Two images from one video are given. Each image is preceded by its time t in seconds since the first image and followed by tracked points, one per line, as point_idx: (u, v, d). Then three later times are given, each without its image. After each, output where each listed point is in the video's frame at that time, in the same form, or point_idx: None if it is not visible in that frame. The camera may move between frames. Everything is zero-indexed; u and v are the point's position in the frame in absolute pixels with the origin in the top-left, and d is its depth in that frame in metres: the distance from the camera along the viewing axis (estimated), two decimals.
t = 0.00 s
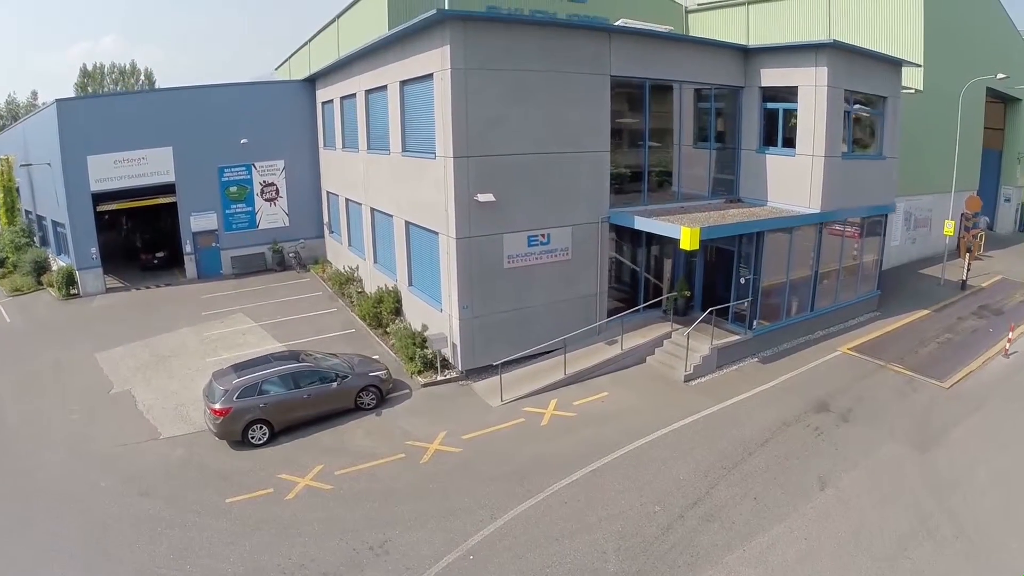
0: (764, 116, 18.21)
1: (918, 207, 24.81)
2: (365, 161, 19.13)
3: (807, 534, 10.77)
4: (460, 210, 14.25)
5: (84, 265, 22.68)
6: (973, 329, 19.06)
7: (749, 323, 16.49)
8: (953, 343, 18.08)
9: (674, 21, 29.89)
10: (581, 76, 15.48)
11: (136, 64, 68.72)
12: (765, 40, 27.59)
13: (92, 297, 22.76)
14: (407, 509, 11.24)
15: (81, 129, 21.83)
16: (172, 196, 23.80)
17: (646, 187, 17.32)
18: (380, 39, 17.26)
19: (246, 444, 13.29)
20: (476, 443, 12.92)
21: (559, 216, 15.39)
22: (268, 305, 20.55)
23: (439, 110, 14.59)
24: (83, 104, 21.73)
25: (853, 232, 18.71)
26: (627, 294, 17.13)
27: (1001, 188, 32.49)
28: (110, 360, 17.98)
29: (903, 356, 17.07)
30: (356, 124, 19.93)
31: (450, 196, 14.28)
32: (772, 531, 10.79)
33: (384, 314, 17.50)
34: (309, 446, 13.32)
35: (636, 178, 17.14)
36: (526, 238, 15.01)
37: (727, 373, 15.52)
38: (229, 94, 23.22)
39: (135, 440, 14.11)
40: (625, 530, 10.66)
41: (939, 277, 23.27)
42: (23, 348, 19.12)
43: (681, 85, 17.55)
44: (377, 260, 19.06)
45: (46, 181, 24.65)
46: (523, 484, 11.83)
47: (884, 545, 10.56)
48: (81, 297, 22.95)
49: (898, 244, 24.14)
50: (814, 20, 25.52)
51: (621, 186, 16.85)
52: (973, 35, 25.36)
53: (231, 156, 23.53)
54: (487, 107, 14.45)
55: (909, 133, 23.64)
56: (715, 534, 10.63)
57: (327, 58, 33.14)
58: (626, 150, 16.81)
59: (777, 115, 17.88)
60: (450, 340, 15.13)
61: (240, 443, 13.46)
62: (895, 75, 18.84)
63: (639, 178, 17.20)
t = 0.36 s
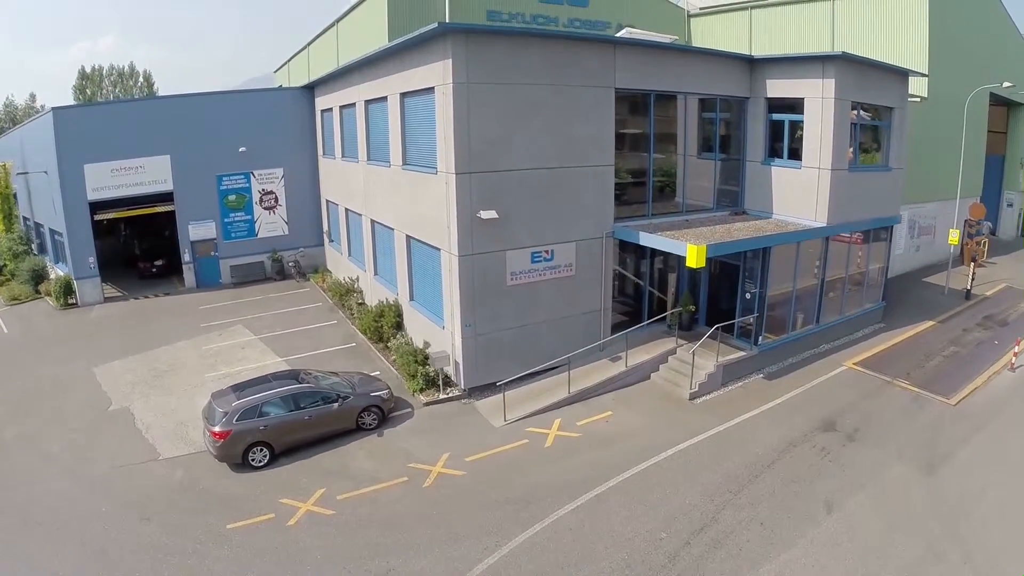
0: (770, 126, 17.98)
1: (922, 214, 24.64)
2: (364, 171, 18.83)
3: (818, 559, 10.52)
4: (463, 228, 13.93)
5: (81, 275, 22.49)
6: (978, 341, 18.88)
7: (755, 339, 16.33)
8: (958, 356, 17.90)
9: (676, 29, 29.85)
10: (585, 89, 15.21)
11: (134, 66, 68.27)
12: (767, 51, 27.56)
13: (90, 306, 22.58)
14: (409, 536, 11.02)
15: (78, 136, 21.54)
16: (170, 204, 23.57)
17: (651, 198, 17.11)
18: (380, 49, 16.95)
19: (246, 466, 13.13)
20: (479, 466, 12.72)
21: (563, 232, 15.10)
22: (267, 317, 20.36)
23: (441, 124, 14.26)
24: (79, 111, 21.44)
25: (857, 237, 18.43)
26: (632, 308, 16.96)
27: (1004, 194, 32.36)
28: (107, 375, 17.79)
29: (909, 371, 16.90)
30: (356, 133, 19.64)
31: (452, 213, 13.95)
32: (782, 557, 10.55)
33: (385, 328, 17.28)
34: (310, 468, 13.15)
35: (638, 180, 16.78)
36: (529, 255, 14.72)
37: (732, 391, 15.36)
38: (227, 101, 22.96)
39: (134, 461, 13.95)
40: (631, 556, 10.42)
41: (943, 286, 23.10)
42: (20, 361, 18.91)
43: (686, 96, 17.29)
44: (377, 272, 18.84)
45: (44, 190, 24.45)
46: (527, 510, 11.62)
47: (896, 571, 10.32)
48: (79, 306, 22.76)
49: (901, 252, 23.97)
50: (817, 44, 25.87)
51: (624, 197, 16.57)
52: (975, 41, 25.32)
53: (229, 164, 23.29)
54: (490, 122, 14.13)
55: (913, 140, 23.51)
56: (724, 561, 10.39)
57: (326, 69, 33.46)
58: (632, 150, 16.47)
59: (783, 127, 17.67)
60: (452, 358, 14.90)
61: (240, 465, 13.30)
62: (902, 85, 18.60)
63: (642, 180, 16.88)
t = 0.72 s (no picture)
0: (776, 139, 17.73)
1: (925, 223, 24.51)
2: (364, 183, 18.50)
3: None
4: (464, 247, 13.63)
5: (78, 285, 22.30)
6: (983, 354, 18.73)
7: (759, 356, 16.18)
8: (963, 371, 17.75)
9: (676, 34, 29.64)
10: (588, 102, 14.89)
11: (132, 68, 67.84)
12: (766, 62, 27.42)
13: (87, 317, 22.39)
14: (411, 563, 10.79)
15: (73, 146, 21.32)
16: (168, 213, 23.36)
17: (655, 210, 16.83)
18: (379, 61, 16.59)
19: (245, 490, 12.97)
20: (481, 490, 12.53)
21: (567, 249, 14.82)
22: (266, 330, 20.16)
23: (441, 139, 13.93)
24: (75, 120, 21.21)
25: (862, 249, 18.21)
26: (635, 323, 16.75)
27: (1006, 200, 32.26)
28: (104, 391, 17.60)
29: (913, 387, 16.76)
30: (355, 144, 19.31)
31: (453, 232, 13.66)
32: None
33: (385, 344, 17.08)
34: (310, 493, 12.97)
35: (640, 184, 16.38)
36: (532, 273, 14.43)
37: (737, 410, 15.24)
38: (225, 109, 22.72)
39: (132, 483, 13.77)
40: None
41: (946, 296, 22.95)
42: (16, 375, 18.70)
43: (691, 108, 17.00)
44: (377, 285, 18.62)
45: (40, 199, 24.24)
46: (530, 537, 11.40)
47: None
48: (76, 317, 22.57)
49: (904, 261, 23.81)
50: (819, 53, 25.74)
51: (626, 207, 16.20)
52: (977, 47, 25.25)
53: (227, 173, 23.07)
54: (492, 138, 13.80)
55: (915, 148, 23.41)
56: None
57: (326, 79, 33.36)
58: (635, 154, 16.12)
59: (788, 140, 17.46)
60: (454, 378, 14.68)
61: (239, 489, 13.14)
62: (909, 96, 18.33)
63: (645, 184, 16.49)
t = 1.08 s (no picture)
0: (779, 152, 17.49)
1: (928, 231, 24.38)
2: (362, 197, 18.23)
3: None
4: (464, 267, 13.36)
5: (74, 297, 22.06)
6: (987, 368, 18.59)
7: (763, 374, 16.01)
8: (967, 386, 17.61)
9: (676, 39, 29.39)
10: (590, 117, 14.61)
11: (130, 70, 67.37)
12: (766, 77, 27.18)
13: (84, 329, 22.16)
14: None
15: (67, 157, 21.06)
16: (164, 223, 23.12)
17: (658, 222, 16.56)
18: (377, 74, 16.30)
19: (244, 516, 12.79)
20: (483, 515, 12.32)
21: (569, 268, 14.59)
22: (265, 343, 19.95)
23: (440, 156, 13.63)
24: (69, 130, 20.93)
25: (866, 263, 18.01)
26: (637, 340, 16.53)
27: (1008, 204, 32.13)
28: (100, 407, 17.36)
29: (917, 403, 16.63)
30: (352, 155, 19.02)
31: (453, 252, 13.39)
32: None
33: (384, 360, 16.90)
34: (310, 518, 12.76)
35: (641, 191, 16.06)
36: (533, 293, 14.19)
37: (740, 429, 15.10)
38: (221, 118, 22.45)
39: (129, 507, 13.53)
40: None
41: (949, 306, 22.80)
42: (11, 390, 18.44)
43: (695, 122, 16.74)
44: (375, 298, 18.40)
45: (36, 209, 24.01)
46: (534, 563, 11.17)
47: None
48: (71, 328, 22.33)
49: (907, 270, 23.65)
50: (821, 60, 25.53)
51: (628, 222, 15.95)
52: (980, 53, 25.14)
53: (224, 183, 22.81)
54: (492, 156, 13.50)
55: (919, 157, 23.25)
56: None
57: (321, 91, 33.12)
58: (636, 156, 15.79)
59: (793, 153, 17.21)
60: (454, 399, 14.49)
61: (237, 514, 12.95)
62: (915, 108, 18.11)
63: (645, 191, 16.17)
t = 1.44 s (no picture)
0: (783, 165, 17.21)
1: (931, 240, 24.22)
2: (360, 211, 17.92)
3: None
4: (464, 289, 13.09)
5: (70, 308, 21.84)
6: (990, 382, 18.46)
7: (766, 393, 15.85)
8: (971, 401, 17.48)
9: (676, 44, 29.09)
10: (592, 133, 14.29)
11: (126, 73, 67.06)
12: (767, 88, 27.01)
13: (79, 340, 21.94)
14: None
15: (59, 168, 20.76)
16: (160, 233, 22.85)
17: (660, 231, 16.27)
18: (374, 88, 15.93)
19: (241, 542, 12.58)
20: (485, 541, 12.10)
21: (570, 288, 14.36)
22: (262, 358, 19.71)
23: (439, 175, 13.31)
24: (63, 139, 20.64)
25: (871, 278, 17.81)
26: (638, 358, 16.29)
27: (1009, 210, 31.98)
28: (96, 424, 17.13)
29: (921, 421, 16.49)
30: (350, 167, 18.67)
31: (452, 273, 13.13)
32: None
33: (383, 377, 16.69)
34: (308, 544, 12.52)
35: (640, 197, 15.68)
36: (534, 313, 13.96)
37: (743, 449, 14.94)
38: (216, 127, 22.16)
39: (124, 531, 13.26)
40: None
41: (951, 316, 22.69)
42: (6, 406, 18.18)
43: (699, 135, 16.45)
44: (373, 312, 18.15)
45: (30, 219, 23.79)
46: None
47: None
48: (67, 339, 22.09)
49: (910, 280, 23.51)
50: (823, 66, 25.30)
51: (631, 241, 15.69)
52: (983, 60, 24.96)
53: (220, 193, 22.54)
54: (492, 175, 13.18)
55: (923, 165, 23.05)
56: None
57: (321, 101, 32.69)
58: (636, 161, 15.40)
59: (797, 166, 16.93)
60: (454, 420, 14.30)
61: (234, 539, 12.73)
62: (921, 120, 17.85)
63: (645, 196, 15.80)
